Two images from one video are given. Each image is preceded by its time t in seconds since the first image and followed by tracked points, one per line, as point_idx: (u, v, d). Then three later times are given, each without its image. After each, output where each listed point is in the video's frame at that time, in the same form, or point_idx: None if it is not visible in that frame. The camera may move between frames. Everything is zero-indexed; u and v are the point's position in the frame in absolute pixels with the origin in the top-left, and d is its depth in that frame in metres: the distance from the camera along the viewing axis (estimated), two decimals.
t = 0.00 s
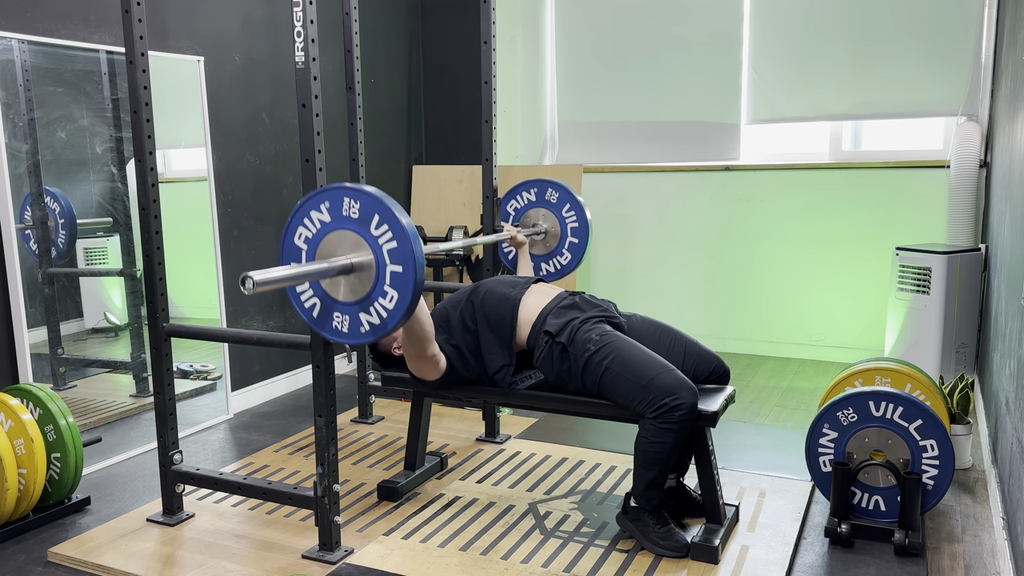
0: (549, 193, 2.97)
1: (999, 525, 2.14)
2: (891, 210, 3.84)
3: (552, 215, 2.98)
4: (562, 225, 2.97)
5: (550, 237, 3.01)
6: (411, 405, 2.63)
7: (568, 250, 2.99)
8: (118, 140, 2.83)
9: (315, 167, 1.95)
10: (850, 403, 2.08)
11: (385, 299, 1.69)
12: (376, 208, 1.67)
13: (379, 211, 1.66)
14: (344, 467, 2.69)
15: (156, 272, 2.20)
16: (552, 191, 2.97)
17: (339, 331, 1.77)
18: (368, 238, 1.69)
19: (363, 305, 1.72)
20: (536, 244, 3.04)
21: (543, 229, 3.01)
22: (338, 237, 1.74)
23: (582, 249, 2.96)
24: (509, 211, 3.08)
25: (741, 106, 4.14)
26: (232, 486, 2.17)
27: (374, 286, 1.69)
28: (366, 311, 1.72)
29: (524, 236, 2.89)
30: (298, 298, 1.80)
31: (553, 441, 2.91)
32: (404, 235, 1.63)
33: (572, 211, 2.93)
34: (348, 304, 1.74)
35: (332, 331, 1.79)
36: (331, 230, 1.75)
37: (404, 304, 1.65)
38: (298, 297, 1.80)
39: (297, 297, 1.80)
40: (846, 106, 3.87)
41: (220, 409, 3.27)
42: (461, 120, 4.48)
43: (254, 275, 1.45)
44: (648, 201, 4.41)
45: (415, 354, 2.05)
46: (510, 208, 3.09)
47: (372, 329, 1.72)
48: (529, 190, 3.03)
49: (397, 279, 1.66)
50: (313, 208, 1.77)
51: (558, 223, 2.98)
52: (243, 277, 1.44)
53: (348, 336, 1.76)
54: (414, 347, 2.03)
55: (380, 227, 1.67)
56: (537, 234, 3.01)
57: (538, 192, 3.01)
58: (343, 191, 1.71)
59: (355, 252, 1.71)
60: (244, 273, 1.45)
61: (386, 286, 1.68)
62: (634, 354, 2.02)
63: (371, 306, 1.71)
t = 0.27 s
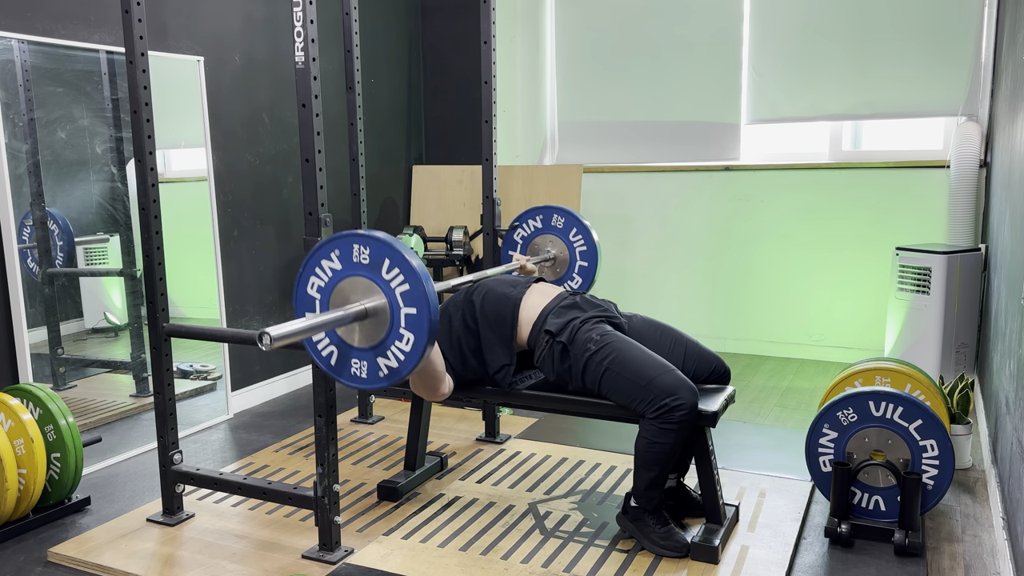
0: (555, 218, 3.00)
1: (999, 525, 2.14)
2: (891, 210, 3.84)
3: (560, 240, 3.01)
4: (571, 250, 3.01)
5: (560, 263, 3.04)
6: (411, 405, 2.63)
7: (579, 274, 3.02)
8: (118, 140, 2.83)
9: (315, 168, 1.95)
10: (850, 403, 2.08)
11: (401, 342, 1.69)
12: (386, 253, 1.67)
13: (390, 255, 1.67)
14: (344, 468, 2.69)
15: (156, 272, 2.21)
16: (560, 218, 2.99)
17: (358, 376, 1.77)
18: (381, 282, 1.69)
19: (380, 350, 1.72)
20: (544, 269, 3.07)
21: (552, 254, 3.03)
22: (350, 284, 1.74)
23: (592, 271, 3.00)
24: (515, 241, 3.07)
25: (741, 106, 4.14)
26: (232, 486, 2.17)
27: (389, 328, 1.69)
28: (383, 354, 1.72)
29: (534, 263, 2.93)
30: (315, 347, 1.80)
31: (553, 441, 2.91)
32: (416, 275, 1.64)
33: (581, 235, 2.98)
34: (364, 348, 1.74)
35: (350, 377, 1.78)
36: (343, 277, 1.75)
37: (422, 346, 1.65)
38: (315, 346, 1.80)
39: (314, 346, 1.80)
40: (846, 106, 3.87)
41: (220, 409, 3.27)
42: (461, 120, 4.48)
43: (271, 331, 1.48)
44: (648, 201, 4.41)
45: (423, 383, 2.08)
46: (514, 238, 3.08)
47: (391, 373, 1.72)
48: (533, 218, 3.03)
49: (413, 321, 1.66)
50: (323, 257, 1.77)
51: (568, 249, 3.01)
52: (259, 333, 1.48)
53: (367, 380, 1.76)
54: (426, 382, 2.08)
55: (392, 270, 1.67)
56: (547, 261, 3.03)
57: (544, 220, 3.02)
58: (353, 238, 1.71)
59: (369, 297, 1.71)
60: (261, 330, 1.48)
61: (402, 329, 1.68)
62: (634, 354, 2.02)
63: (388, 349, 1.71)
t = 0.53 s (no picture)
0: (556, 218, 3.02)
1: (999, 525, 2.14)
2: (891, 210, 3.84)
3: (561, 240, 3.03)
4: (572, 249, 3.03)
5: (561, 263, 3.05)
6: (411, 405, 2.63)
7: (580, 273, 3.04)
8: (118, 140, 2.83)
9: (315, 167, 1.95)
10: (850, 403, 2.08)
11: (402, 342, 1.69)
12: (386, 254, 1.68)
13: (389, 255, 1.67)
14: (344, 467, 2.69)
15: (156, 272, 2.20)
16: (561, 218, 3.01)
17: (360, 377, 1.77)
18: (381, 283, 1.70)
19: (381, 351, 1.72)
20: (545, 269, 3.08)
21: (552, 254, 3.05)
22: (351, 286, 1.75)
23: (593, 270, 3.02)
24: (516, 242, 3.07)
25: (741, 106, 4.14)
26: (232, 486, 2.17)
27: (390, 329, 1.70)
28: (385, 356, 1.72)
29: (535, 264, 2.91)
30: (317, 349, 1.80)
31: (553, 441, 2.91)
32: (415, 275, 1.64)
33: (581, 235, 2.99)
34: (366, 349, 1.74)
35: (352, 379, 1.78)
36: (344, 279, 1.76)
37: (423, 347, 1.65)
38: (317, 349, 1.80)
39: (316, 348, 1.80)
40: (846, 106, 3.87)
41: (220, 409, 3.27)
42: (461, 120, 4.48)
43: (274, 333, 1.49)
44: (648, 201, 4.41)
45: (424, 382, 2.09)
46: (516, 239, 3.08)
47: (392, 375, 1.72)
48: (534, 218, 3.03)
49: (414, 322, 1.67)
50: (325, 259, 1.78)
51: (568, 248, 3.03)
52: (263, 335, 1.47)
53: (369, 382, 1.76)
54: (426, 385, 2.11)
55: (392, 271, 1.68)
56: (547, 260, 3.04)
57: (544, 219, 3.03)
58: (353, 239, 1.72)
59: (369, 299, 1.72)
60: (264, 332, 1.48)
61: (403, 330, 1.69)
62: (635, 354, 2.02)
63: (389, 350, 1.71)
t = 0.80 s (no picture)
0: (548, 191, 2.98)
1: (999, 525, 2.14)
2: (891, 210, 3.84)
3: (552, 214, 2.98)
4: (562, 223, 2.97)
5: (550, 237, 3.01)
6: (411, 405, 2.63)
7: (569, 248, 2.98)
8: (118, 140, 2.83)
9: (315, 167, 1.95)
10: (850, 403, 2.08)
11: (388, 298, 1.69)
12: (375, 208, 1.68)
13: (379, 210, 1.67)
14: (344, 468, 2.69)
15: (156, 272, 2.20)
16: (551, 190, 2.97)
17: (344, 331, 1.78)
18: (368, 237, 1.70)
19: (367, 307, 1.73)
20: (537, 243, 3.04)
21: (543, 228, 3.01)
22: (338, 238, 1.75)
23: (582, 246, 2.96)
24: (508, 212, 3.08)
25: (741, 106, 4.14)
26: (232, 486, 2.17)
27: (377, 283, 1.70)
28: (370, 311, 1.73)
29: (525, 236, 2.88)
30: (302, 301, 1.81)
31: (553, 441, 2.91)
32: (404, 231, 1.65)
33: (572, 209, 2.93)
34: (351, 304, 1.74)
35: (336, 333, 1.79)
36: (331, 233, 1.76)
37: (409, 302, 1.66)
38: (303, 303, 1.81)
39: (301, 300, 1.81)
40: (846, 106, 3.87)
41: (220, 409, 3.27)
42: (461, 120, 4.48)
43: (258, 278, 1.49)
44: (648, 201, 4.40)
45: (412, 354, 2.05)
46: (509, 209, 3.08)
47: (376, 330, 1.73)
48: (528, 190, 3.03)
49: (400, 278, 1.67)
50: (312, 212, 1.78)
51: (558, 222, 2.98)
52: (246, 279, 1.48)
53: (353, 337, 1.77)
54: (413, 348, 2.02)
55: (381, 227, 1.68)
56: (537, 233, 3.00)
57: (536, 192, 3.01)
58: (342, 191, 1.72)
59: (356, 252, 1.72)
60: (248, 276, 1.49)
61: (389, 286, 1.69)
62: (636, 354, 2.02)
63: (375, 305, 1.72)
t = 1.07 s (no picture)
0: (537, 177, 2.98)
1: (999, 525, 2.14)
2: (891, 210, 3.84)
3: (540, 200, 2.99)
4: (550, 210, 2.98)
5: (538, 223, 3.01)
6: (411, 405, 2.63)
7: (555, 235, 2.99)
8: (118, 140, 2.83)
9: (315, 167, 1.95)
10: (850, 403, 2.08)
11: (367, 276, 1.71)
12: (359, 186, 1.70)
13: (363, 188, 1.69)
14: (343, 468, 2.69)
15: (156, 272, 2.20)
16: (539, 176, 2.97)
17: (322, 306, 1.81)
18: (350, 212, 1.72)
19: (345, 283, 1.75)
20: (525, 228, 3.04)
21: (530, 213, 3.01)
22: (321, 213, 1.77)
23: (568, 234, 2.96)
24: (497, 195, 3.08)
25: (741, 106, 4.15)
26: (232, 486, 2.17)
27: (357, 259, 1.72)
28: (349, 289, 1.75)
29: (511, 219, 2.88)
30: (282, 273, 1.84)
31: (553, 441, 2.90)
32: (386, 210, 1.67)
33: (560, 196, 2.93)
34: (331, 280, 1.77)
35: (314, 307, 1.82)
36: (314, 208, 1.78)
37: (386, 281, 1.69)
38: (284, 278, 1.84)
39: (281, 272, 1.84)
40: (846, 106, 3.87)
41: (220, 409, 3.27)
42: (461, 120, 4.48)
43: (236, 248, 1.51)
44: (648, 201, 4.40)
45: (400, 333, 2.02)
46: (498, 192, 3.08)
47: (353, 306, 1.76)
48: (517, 173, 3.03)
49: (379, 256, 1.69)
50: (298, 185, 1.80)
51: (546, 208, 2.98)
52: (224, 249, 1.50)
53: (331, 312, 1.80)
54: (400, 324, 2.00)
55: (363, 204, 1.70)
56: (524, 219, 3.01)
57: (526, 177, 3.02)
58: (328, 167, 1.74)
59: (338, 228, 1.74)
60: (226, 246, 1.51)
61: (368, 264, 1.71)
62: (638, 354, 2.03)
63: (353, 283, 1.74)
